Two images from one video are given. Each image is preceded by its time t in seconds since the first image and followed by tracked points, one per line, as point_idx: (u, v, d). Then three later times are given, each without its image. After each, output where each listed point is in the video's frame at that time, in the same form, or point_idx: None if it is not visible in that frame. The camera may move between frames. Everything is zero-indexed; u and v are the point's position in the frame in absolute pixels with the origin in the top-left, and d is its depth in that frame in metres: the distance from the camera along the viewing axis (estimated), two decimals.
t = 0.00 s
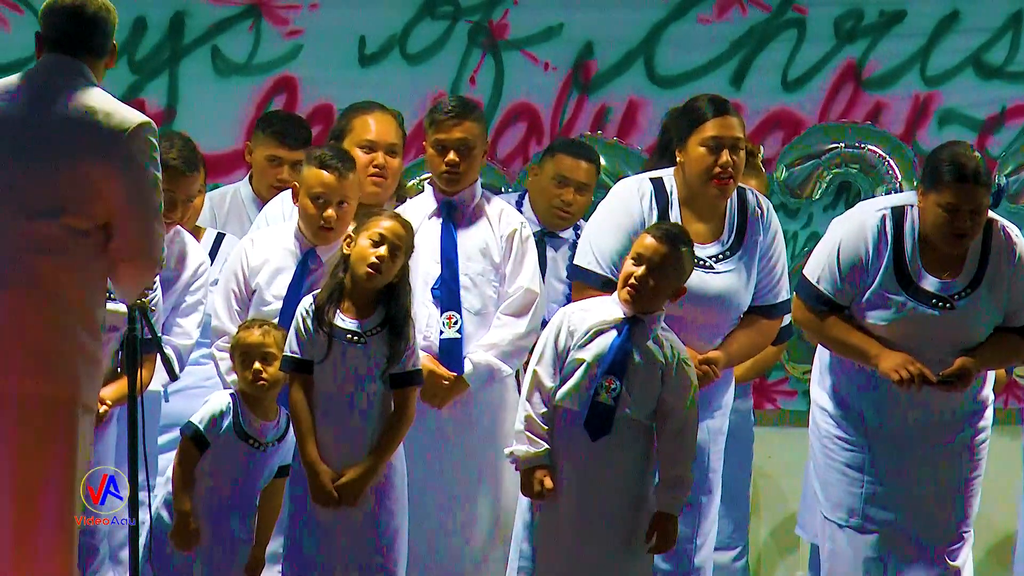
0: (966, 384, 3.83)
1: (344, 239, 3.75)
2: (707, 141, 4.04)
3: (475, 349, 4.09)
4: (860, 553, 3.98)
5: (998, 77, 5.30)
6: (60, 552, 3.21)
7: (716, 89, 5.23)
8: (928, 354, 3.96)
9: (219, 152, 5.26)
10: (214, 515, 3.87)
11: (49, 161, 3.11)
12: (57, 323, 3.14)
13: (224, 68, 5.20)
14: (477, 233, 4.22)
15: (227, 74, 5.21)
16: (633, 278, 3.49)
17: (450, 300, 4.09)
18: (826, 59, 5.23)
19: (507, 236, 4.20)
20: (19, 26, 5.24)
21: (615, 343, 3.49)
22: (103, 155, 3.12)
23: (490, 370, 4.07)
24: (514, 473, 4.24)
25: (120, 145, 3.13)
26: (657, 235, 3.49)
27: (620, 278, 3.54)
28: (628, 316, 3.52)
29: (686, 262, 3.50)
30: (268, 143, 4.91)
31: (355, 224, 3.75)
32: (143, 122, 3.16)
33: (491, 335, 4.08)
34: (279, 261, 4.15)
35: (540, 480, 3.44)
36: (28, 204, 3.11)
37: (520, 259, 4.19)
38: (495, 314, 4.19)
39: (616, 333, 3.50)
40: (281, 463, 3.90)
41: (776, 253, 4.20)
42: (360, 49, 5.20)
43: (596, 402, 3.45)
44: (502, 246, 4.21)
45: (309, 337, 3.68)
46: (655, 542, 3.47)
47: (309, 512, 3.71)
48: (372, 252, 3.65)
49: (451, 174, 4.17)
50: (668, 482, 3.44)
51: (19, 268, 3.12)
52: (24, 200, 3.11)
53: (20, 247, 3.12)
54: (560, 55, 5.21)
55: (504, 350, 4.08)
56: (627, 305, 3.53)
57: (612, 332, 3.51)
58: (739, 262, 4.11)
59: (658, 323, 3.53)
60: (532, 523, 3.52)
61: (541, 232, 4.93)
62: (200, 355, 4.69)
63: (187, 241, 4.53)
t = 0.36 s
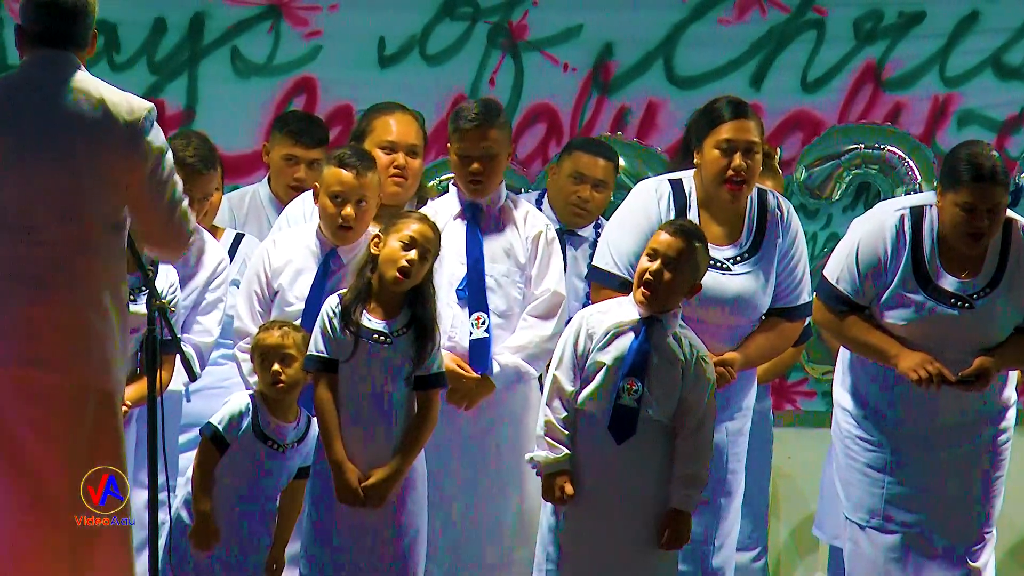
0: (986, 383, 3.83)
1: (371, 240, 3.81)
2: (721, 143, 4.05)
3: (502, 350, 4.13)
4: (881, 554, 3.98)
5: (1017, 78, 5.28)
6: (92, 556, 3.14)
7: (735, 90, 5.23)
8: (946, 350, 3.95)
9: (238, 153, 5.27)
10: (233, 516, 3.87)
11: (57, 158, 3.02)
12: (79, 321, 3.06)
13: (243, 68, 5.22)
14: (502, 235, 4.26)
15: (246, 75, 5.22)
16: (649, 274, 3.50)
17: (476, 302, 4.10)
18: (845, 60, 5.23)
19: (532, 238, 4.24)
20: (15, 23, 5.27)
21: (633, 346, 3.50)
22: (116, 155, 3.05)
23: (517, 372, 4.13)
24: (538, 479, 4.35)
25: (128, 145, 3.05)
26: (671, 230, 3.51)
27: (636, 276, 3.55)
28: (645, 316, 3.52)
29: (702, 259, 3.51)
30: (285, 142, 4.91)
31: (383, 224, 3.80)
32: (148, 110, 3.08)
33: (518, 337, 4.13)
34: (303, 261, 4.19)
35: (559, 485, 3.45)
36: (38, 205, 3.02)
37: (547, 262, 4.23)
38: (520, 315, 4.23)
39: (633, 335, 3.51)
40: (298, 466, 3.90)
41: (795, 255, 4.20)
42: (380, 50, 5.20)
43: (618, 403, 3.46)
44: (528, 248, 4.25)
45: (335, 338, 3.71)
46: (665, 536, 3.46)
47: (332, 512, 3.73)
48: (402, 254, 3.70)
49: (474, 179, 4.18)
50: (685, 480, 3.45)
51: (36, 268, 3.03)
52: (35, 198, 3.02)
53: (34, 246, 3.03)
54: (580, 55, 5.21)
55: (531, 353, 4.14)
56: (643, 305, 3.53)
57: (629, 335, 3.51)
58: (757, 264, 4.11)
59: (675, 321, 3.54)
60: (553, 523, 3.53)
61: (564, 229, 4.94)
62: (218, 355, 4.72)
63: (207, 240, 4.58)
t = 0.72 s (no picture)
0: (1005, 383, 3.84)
1: (395, 239, 3.82)
2: (738, 142, 4.05)
3: (525, 353, 4.20)
4: (902, 555, 3.98)
5: None
6: (95, 555, 3.09)
7: (754, 90, 5.23)
8: (966, 351, 3.95)
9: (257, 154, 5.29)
10: (247, 511, 3.87)
11: (56, 158, 2.92)
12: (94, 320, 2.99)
13: (263, 69, 5.24)
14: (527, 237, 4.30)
15: (265, 75, 5.24)
16: (670, 278, 3.50)
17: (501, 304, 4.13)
18: (864, 60, 5.23)
19: (558, 241, 4.29)
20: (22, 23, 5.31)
21: (654, 348, 3.48)
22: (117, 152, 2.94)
23: (540, 375, 4.20)
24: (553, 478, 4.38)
25: (128, 139, 2.94)
26: (694, 236, 3.48)
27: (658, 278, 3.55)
28: (669, 318, 3.52)
29: (723, 265, 3.49)
30: (304, 141, 4.93)
31: (407, 226, 3.82)
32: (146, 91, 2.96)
33: (541, 341, 4.19)
34: (325, 262, 4.20)
35: (574, 485, 3.46)
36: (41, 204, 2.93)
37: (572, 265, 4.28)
38: (544, 317, 4.27)
39: (654, 337, 3.50)
40: (308, 467, 3.89)
41: (817, 255, 4.19)
42: (399, 50, 5.22)
43: (638, 406, 3.45)
44: (553, 250, 4.29)
45: (359, 337, 3.74)
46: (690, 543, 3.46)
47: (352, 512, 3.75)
48: (425, 257, 3.72)
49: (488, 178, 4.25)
50: (706, 479, 3.44)
51: (48, 271, 2.95)
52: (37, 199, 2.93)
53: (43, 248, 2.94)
54: (599, 56, 5.22)
55: (554, 357, 4.20)
56: (666, 308, 3.53)
57: (650, 337, 3.51)
58: (777, 264, 4.11)
59: (696, 325, 3.54)
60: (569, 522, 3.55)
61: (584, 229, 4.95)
62: (235, 355, 4.77)
63: (223, 237, 4.62)
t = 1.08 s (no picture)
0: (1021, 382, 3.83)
1: (409, 240, 3.83)
2: (749, 141, 4.06)
3: (537, 359, 4.23)
4: (917, 555, 3.98)
5: None
6: (94, 555, 3.07)
7: (769, 90, 5.23)
8: (983, 351, 3.93)
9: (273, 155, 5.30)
10: (256, 511, 3.82)
11: (60, 157, 2.89)
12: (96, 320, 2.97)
13: (278, 70, 5.25)
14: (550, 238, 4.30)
15: (280, 75, 5.25)
16: (690, 280, 3.50)
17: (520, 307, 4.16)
18: (879, 61, 5.23)
19: (577, 246, 4.28)
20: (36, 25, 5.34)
21: (671, 350, 3.50)
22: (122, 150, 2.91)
23: (551, 381, 4.22)
24: (575, 481, 4.38)
25: (138, 139, 2.90)
26: (715, 239, 3.49)
27: (676, 280, 3.55)
28: (685, 320, 3.53)
29: (743, 268, 3.51)
30: (318, 140, 4.95)
31: (422, 227, 3.83)
32: (153, 92, 2.92)
33: (554, 347, 4.22)
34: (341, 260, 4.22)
35: (597, 488, 3.45)
36: (46, 204, 2.90)
37: (595, 273, 4.26)
38: (559, 322, 4.29)
39: (672, 339, 3.52)
40: (315, 469, 3.85)
41: (833, 254, 4.19)
42: (414, 51, 5.23)
43: (655, 409, 3.46)
44: (573, 254, 4.29)
45: (373, 338, 3.75)
46: (704, 543, 3.48)
47: (367, 512, 3.76)
48: (440, 257, 3.72)
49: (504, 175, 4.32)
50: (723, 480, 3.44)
51: (50, 271, 2.93)
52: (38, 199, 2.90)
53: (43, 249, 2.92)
54: (614, 56, 5.22)
55: (566, 362, 4.23)
56: (684, 310, 3.54)
57: (668, 339, 3.52)
58: (791, 263, 4.12)
59: (714, 327, 3.54)
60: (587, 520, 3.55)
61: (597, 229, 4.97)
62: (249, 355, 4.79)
63: (236, 237, 4.64)
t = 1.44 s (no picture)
0: None
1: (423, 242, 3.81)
2: (762, 142, 4.07)
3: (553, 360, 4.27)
4: (931, 556, 3.97)
5: None
6: (94, 555, 3.06)
7: (783, 91, 5.23)
8: (996, 351, 3.94)
9: (286, 156, 5.30)
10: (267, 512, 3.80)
11: (74, 158, 2.88)
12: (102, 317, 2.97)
13: (291, 70, 5.26)
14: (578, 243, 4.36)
15: (293, 76, 5.26)
16: (712, 282, 3.53)
17: (540, 311, 4.21)
18: (892, 62, 5.23)
19: (603, 251, 4.40)
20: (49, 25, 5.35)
21: (692, 352, 3.55)
22: (128, 146, 2.91)
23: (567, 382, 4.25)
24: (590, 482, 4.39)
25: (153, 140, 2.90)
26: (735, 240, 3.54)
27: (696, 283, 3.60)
28: (703, 323, 3.59)
29: (761, 272, 3.57)
30: (327, 143, 4.94)
31: (435, 227, 3.82)
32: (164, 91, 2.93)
33: (569, 348, 4.26)
34: (338, 250, 4.28)
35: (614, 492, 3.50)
36: (60, 203, 2.89)
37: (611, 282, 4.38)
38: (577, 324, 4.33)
39: (691, 341, 3.56)
40: (321, 473, 3.81)
41: (846, 253, 4.19)
42: (427, 52, 5.23)
43: (677, 411, 3.52)
44: (598, 257, 4.38)
45: (384, 338, 3.75)
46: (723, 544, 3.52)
47: (381, 511, 3.77)
48: (454, 254, 3.72)
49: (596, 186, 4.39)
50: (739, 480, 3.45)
51: (52, 271, 2.92)
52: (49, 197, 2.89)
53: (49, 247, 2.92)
54: (627, 57, 5.22)
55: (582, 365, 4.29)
56: (703, 311, 3.59)
57: (687, 341, 3.56)
58: (804, 262, 4.12)
59: (730, 328, 3.61)
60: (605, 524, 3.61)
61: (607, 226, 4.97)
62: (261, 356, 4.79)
63: (253, 241, 4.65)
